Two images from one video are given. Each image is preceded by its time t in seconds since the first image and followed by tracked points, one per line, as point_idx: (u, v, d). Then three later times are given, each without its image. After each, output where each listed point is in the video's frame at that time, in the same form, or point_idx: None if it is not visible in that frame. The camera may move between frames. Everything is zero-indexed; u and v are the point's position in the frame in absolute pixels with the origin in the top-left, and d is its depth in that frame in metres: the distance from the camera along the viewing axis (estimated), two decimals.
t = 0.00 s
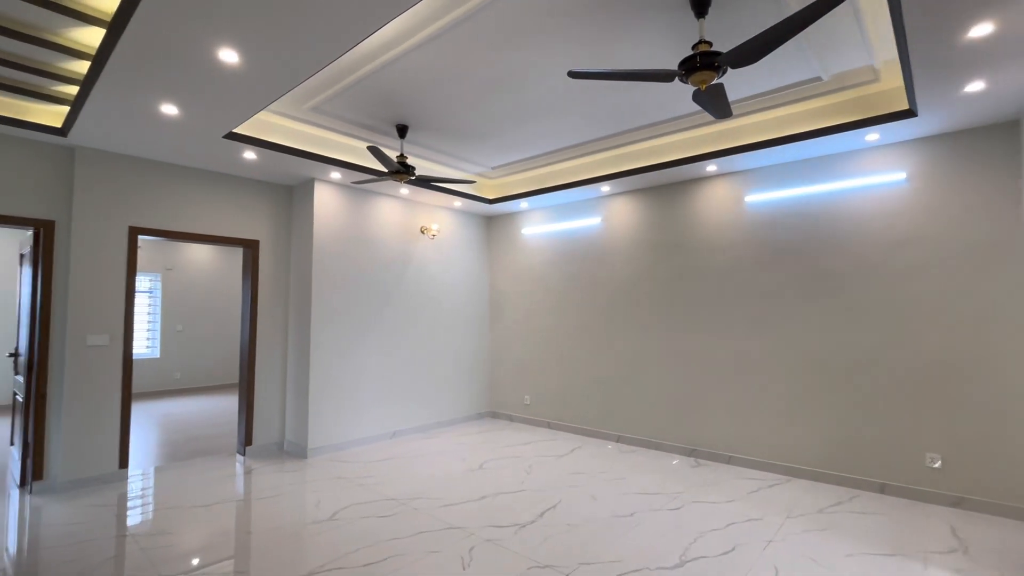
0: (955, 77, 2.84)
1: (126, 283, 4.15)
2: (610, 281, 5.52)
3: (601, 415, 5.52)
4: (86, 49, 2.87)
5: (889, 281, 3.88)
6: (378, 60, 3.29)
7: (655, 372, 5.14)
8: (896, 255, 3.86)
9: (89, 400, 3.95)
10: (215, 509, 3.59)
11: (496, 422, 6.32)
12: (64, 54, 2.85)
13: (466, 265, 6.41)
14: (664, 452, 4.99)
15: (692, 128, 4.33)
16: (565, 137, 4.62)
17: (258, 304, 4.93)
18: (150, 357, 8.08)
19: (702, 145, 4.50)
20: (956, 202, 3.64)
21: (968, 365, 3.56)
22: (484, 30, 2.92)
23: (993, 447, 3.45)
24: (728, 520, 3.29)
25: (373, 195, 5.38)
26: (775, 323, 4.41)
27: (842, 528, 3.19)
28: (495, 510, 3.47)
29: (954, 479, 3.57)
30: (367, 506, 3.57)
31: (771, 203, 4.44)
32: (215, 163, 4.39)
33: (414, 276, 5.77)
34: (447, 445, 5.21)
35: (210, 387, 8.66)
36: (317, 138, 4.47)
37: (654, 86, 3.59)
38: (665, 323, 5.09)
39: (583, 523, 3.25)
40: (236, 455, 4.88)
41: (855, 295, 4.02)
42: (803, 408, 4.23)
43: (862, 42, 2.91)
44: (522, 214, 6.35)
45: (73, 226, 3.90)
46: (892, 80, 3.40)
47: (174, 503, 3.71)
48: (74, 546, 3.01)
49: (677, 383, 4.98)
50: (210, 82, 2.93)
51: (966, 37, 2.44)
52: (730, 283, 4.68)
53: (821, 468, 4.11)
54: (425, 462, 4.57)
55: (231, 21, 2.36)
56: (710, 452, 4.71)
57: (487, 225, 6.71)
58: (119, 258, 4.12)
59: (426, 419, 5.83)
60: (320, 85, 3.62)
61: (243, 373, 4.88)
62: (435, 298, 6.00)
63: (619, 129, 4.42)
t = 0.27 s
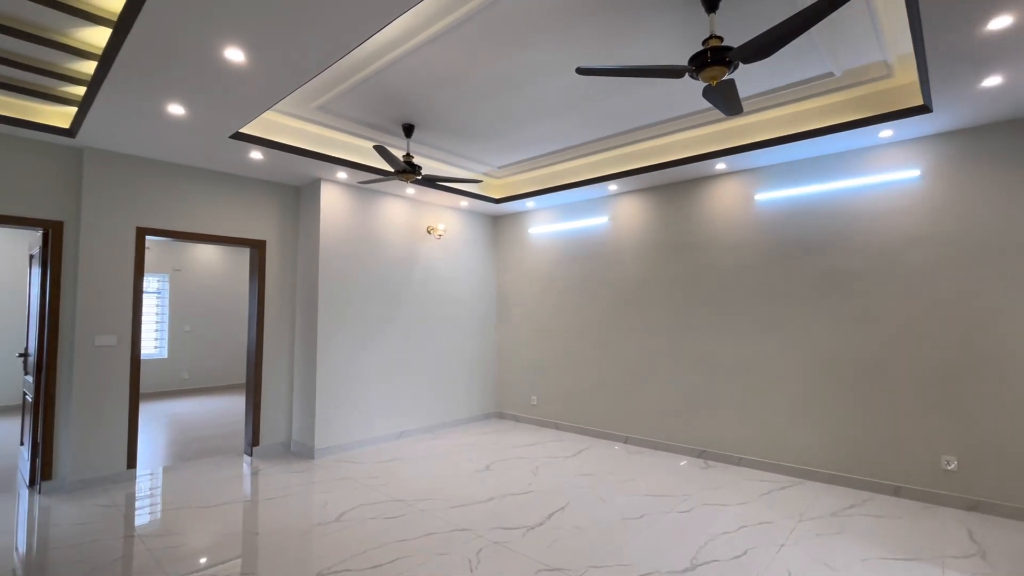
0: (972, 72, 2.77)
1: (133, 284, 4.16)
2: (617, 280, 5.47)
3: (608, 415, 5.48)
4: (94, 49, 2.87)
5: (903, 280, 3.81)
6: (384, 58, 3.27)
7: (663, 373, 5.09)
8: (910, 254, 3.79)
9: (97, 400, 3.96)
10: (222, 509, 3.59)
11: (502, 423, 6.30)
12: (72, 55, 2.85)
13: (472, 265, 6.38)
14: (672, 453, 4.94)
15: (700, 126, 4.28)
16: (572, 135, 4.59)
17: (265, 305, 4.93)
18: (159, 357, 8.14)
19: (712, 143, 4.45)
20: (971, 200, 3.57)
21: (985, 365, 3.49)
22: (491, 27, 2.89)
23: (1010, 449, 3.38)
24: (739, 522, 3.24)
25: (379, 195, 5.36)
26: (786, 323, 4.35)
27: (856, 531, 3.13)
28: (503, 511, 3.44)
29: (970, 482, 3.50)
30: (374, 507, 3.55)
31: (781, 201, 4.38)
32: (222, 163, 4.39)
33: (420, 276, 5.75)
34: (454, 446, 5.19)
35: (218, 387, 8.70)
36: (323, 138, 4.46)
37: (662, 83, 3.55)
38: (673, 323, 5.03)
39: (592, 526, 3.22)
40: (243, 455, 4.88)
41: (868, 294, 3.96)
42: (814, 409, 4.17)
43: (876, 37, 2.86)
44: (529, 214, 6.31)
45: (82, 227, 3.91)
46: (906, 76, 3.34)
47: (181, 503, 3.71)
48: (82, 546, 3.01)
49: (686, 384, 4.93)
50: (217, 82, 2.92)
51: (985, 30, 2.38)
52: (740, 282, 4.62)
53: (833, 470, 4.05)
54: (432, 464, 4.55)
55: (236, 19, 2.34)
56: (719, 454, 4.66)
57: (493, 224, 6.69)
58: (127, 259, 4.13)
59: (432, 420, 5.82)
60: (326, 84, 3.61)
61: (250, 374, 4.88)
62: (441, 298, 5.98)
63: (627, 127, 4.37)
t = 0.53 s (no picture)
0: (1000, 63, 2.68)
1: (136, 285, 4.10)
2: (626, 280, 5.38)
3: (617, 418, 5.39)
4: (96, 44, 2.81)
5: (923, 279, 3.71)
6: (390, 53, 3.20)
7: (674, 374, 4.99)
8: (930, 252, 3.69)
9: (100, 402, 3.90)
10: (225, 514, 3.51)
11: (509, 426, 6.21)
12: (73, 49, 2.79)
13: (479, 266, 6.31)
14: (683, 457, 4.84)
15: (712, 121, 4.19)
16: (581, 132, 4.50)
17: (269, 305, 4.87)
18: (162, 359, 8.09)
19: (724, 139, 4.36)
20: (995, 196, 3.46)
21: (1009, 367, 3.38)
22: (501, 20, 2.81)
23: None
24: (756, 529, 3.15)
25: (385, 194, 5.29)
26: (800, 324, 4.25)
27: (878, 539, 3.03)
28: (513, 517, 3.35)
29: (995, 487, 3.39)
30: (380, 512, 3.47)
31: (795, 199, 4.28)
32: (226, 162, 4.33)
33: (426, 276, 5.68)
34: (461, 449, 5.10)
35: (222, 389, 8.65)
36: (328, 136, 4.39)
37: (675, 77, 3.47)
38: (684, 324, 4.94)
39: (605, 532, 3.13)
40: (246, 458, 4.81)
41: (886, 294, 3.86)
42: (831, 412, 4.06)
43: (899, 27, 2.76)
44: (536, 213, 6.23)
45: (84, 226, 3.86)
46: (928, 68, 3.24)
47: (184, 507, 3.63)
48: (83, 552, 2.94)
49: (697, 386, 4.83)
50: (220, 76, 2.85)
51: (1016, 18, 2.29)
52: (753, 282, 4.53)
53: (850, 474, 3.94)
54: (438, 467, 4.47)
55: (240, 10, 2.27)
56: (732, 457, 4.56)
57: (499, 225, 6.61)
58: (129, 259, 4.07)
59: (438, 422, 5.73)
60: (332, 80, 3.53)
61: (254, 376, 4.81)
62: (447, 298, 5.90)
63: (637, 123, 4.29)
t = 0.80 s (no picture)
0: None
1: (134, 287, 3.98)
2: (635, 282, 5.27)
3: (626, 423, 5.27)
4: (91, 36, 2.70)
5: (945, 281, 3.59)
6: (397, 48, 3.09)
7: (685, 379, 4.87)
8: (952, 253, 3.58)
9: (97, 407, 3.79)
10: (226, 524, 3.39)
11: (514, 430, 6.09)
12: (67, 42, 2.68)
13: (484, 267, 6.20)
14: (695, 463, 4.72)
15: (726, 119, 4.09)
16: (591, 130, 4.40)
17: (271, 308, 4.75)
18: (162, 362, 7.97)
19: (738, 138, 4.26)
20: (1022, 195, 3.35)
21: None
22: (514, 11, 2.70)
23: None
24: (778, 540, 3.03)
25: (389, 194, 5.18)
26: (816, 326, 4.14)
27: (905, 551, 2.91)
28: (524, 528, 3.24)
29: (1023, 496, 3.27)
30: (386, 522, 3.35)
31: (811, 199, 4.17)
32: (227, 160, 4.22)
33: (430, 278, 5.57)
34: (467, 454, 4.99)
35: (222, 392, 8.53)
36: (332, 134, 4.29)
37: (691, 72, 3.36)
38: (696, 326, 4.82)
39: (621, 544, 3.01)
40: (247, 465, 4.69)
41: (906, 296, 3.75)
42: (849, 418, 3.95)
43: (929, 19, 2.65)
44: (542, 214, 6.12)
45: (81, 227, 3.74)
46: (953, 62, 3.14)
47: (183, 516, 3.51)
48: (78, 565, 2.82)
49: (710, 390, 4.71)
50: (221, 70, 2.73)
51: None
52: (767, 284, 4.41)
53: (870, 482, 3.83)
54: (444, 474, 4.35)
55: None
56: (746, 464, 4.44)
57: (504, 226, 6.50)
58: (127, 260, 3.96)
59: (442, 427, 5.62)
60: (336, 76, 3.42)
61: (255, 380, 4.70)
62: (451, 301, 5.79)
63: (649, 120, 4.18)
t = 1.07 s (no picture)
0: None
1: (127, 288, 3.86)
2: (641, 283, 5.17)
3: (632, 427, 5.17)
4: (82, 25, 2.58)
5: (962, 282, 3.51)
6: (401, 40, 2.98)
7: (693, 382, 4.77)
8: (969, 253, 3.50)
9: (87, 412, 3.65)
10: (222, 533, 3.27)
11: (517, 434, 5.98)
12: (56, 30, 2.56)
13: (485, 268, 6.09)
14: (704, 468, 4.62)
15: (736, 116, 4.00)
16: (598, 127, 4.30)
17: (268, 310, 4.62)
18: (156, 364, 7.81)
19: (747, 135, 4.17)
20: None
21: None
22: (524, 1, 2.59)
23: None
24: (795, 550, 2.93)
25: (389, 193, 5.07)
26: (828, 328, 4.04)
27: (927, 561, 2.82)
28: (532, 537, 3.13)
29: None
30: (389, 531, 3.24)
31: (823, 198, 4.08)
32: (223, 158, 4.10)
33: (431, 279, 5.45)
34: (469, 460, 4.87)
35: (217, 395, 8.37)
36: (332, 131, 4.17)
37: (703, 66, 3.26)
38: (703, 328, 4.72)
39: (633, 554, 2.90)
40: (244, 471, 4.56)
41: (922, 297, 3.66)
42: (863, 422, 3.85)
43: (953, 10, 2.56)
44: (545, 214, 6.02)
45: (72, 226, 3.62)
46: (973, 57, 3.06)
47: (178, 526, 3.39)
48: None
49: (719, 393, 4.61)
50: (218, 61, 2.62)
51: None
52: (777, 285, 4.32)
53: (885, 488, 3.73)
54: (447, 480, 4.23)
55: None
56: (756, 469, 4.34)
57: (506, 226, 6.39)
58: (120, 260, 3.83)
59: (444, 431, 5.50)
60: (337, 69, 3.31)
61: (252, 384, 4.57)
62: (453, 302, 5.68)
63: (658, 117, 4.09)
